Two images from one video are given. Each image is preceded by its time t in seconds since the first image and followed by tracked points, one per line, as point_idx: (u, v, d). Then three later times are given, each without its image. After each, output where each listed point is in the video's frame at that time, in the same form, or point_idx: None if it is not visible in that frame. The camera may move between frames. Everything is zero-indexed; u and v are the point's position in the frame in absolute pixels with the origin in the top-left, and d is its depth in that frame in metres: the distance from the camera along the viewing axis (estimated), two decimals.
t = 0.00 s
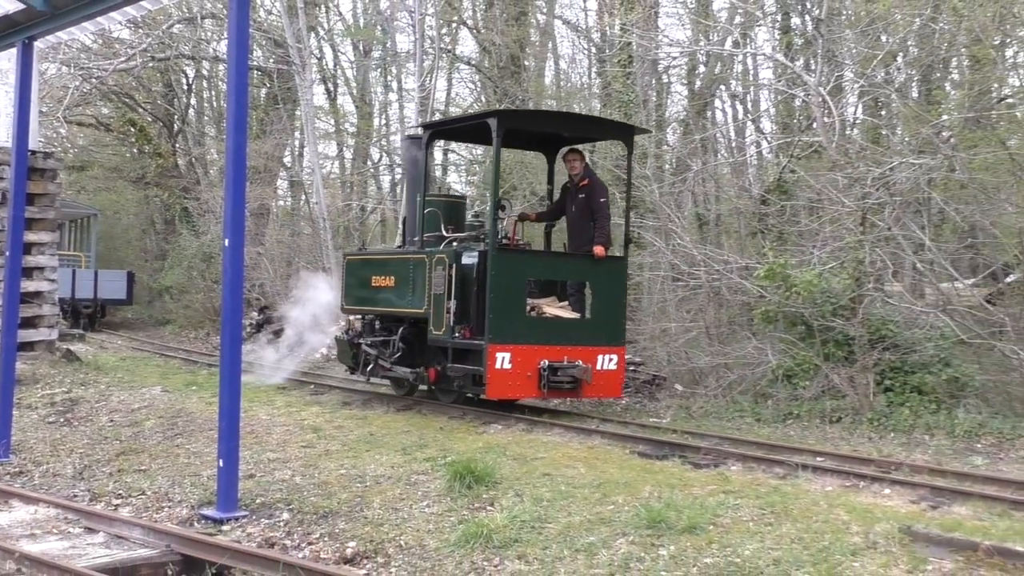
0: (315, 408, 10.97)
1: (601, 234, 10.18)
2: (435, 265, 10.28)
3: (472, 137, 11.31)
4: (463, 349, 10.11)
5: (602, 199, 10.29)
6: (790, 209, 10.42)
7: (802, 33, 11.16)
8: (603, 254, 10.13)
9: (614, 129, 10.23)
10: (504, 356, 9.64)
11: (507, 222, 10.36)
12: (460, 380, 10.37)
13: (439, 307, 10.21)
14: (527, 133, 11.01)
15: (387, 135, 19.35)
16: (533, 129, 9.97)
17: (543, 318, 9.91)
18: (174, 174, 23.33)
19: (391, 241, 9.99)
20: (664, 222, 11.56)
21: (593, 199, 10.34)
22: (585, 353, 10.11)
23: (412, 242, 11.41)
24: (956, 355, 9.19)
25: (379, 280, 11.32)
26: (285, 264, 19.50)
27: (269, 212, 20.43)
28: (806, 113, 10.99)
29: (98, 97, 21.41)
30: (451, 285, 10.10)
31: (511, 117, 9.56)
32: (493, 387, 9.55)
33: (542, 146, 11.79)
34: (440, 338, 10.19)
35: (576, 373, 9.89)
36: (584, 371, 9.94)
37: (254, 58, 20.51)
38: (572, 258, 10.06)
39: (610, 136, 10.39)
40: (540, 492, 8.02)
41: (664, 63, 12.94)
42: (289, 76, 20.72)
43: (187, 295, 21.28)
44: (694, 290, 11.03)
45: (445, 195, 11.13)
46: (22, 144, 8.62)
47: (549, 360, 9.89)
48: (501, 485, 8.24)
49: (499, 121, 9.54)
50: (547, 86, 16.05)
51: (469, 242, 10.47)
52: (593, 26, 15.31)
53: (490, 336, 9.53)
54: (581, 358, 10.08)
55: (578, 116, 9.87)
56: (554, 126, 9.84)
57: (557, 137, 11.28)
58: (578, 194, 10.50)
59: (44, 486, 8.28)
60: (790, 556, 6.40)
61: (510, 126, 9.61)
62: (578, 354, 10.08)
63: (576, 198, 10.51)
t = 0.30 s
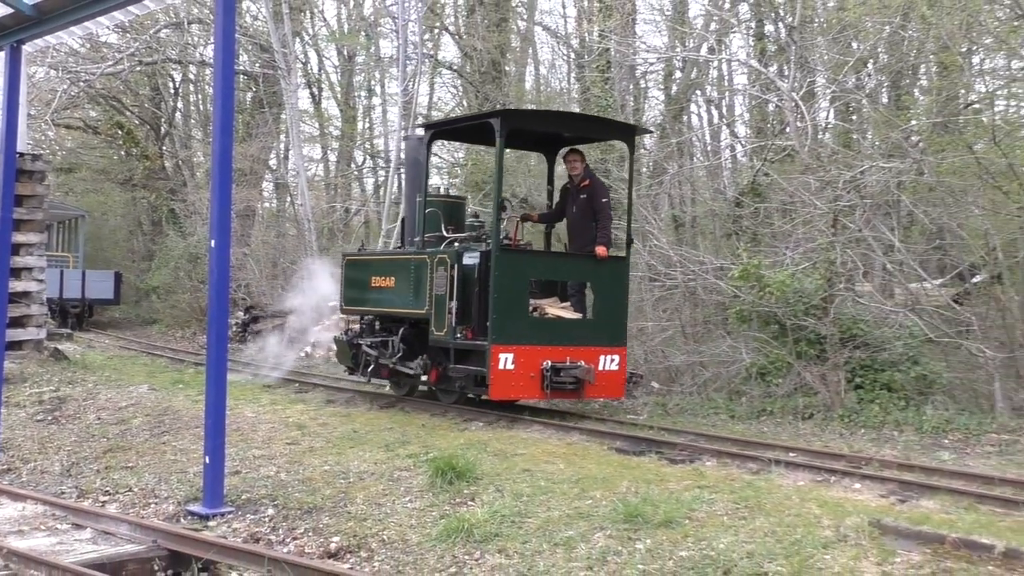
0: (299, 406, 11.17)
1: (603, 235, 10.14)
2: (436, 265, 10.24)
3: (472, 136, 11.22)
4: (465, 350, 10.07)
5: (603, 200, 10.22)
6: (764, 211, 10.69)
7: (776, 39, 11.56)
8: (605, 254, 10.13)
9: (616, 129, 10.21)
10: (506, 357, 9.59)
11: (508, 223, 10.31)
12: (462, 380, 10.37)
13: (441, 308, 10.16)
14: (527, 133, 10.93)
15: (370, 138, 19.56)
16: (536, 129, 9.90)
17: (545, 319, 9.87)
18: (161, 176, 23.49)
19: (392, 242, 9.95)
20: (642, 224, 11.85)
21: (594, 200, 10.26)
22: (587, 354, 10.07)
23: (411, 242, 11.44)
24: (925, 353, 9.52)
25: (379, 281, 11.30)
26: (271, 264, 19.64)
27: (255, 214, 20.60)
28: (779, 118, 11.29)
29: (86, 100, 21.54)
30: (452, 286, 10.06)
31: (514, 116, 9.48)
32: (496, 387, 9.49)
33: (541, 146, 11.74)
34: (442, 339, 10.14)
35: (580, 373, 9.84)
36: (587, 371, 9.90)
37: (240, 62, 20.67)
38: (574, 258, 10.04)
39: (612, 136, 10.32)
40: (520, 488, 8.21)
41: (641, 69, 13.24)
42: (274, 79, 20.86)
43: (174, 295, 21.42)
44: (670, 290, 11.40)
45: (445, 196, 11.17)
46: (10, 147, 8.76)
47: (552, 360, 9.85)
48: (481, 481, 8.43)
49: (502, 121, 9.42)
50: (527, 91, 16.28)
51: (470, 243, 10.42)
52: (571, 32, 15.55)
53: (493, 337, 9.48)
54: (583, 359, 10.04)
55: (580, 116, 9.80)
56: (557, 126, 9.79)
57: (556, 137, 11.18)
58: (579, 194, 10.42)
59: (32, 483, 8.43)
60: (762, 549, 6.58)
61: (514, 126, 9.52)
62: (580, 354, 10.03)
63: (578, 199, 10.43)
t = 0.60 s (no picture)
0: (283, 403, 11.39)
1: (601, 235, 10.19)
2: (436, 266, 10.31)
3: (468, 135, 11.22)
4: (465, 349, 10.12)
5: (599, 200, 10.27)
6: (736, 214, 11.06)
7: (746, 46, 11.98)
8: (605, 255, 10.19)
9: (615, 130, 10.28)
10: (508, 357, 9.62)
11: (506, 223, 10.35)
12: (461, 380, 10.48)
13: (441, 308, 10.21)
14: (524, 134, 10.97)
15: (351, 142, 19.80)
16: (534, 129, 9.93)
17: (546, 319, 9.91)
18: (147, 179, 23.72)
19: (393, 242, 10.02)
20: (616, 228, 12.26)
21: (590, 200, 10.30)
22: (586, 354, 10.13)
23: (409, 241, 11.55)
24: (891, 351, 9.91)
25: (377, 281, 11.36)
26: (255, 265, 19.82)
27: (239, 216, 20.79)
28: (749, 123, 11.62)
29: (72, 104, 21.68)
30: (452, 286, 10.11)
31: (514, 116, 9.51)
32: (497, 388, 9.54)
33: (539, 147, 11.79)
34: (442, 339, 10.19)
35: (580, 374, 9.89)
36: (587, 371, 9.95)
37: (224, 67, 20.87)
38: (573, 258, 10.07)
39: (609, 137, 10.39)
40: (499, 483, 8.42)
41: (616, 75, 13.55)
42: (258, 84, 21.01)
43: (159, 295, 21.61)
44: (644, 290, 11.77)
45: (443, 196, 11.22)
46: None
47: (553, 361, 9.90)
48: (461, 476, 8.65)
49: (504, 121, 9.47)
50: (506, 97, 16.58)
51: (469, 243, 10.47)
52: (548, 39, 15.89)
53: (495, 338, 9.51)
54: (583, 359, 10.10)
55: (578, 116, 9.85)
56: (557, 126, 9.84)
57: (554, 137, 11.20)
58: (575, 194, 10.46)
59: (18, 480, 8.59)
60: (735, 541, 6.77)
61: (515, 125, 9.56)
62: (580, 355, 10.09)
63: (574, 199, 10.46)
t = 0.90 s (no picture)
0: (270, 400, 11.60)
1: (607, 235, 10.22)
2: (441, 266, 10.35)
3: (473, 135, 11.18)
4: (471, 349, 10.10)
5: (606, 199, 10.28)
6: (713, 214, 11.37)
7: (724, 52, 12.35)
8: (611, 254, 10.24)
9: (620, 129, 10.22)
10: (515, 357, 9.62)
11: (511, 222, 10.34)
12: (466, 381, 10.49)
13: (446, 308, 10.24)
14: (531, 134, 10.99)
15: (339, 144, 20.07)
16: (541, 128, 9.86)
17: (553, 319, 9.89)
18: (137, 180, 23.99)
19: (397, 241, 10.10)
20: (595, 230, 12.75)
21: (597, 199, 10.32)
22: (593, 354, 10.13)
23: (411, 240, 11.71)
24: (863, 348, 10.28)
25: (381, 281, 11.40)
26: (244, 264, 20.05)
27: (228, 216, 20.99)
28: (727, 126, 11.93)
29: (62, 105, 21.87)
30: (458, 286, 10.15)
31: (521, 114, 9.41)
32: (505, 388, 9.53)
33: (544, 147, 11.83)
34: (447, 339, 10.20)
35: (587, 374, 9.89)
36: (594, 371, 9.95)
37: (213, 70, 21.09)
38: (579, 258, 10.02)
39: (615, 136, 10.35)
40: (483, 478, 8.63)
41: (597, 79, 13.85)
42: (247, 87, 21.24)
43: (148, 294, 21.84)
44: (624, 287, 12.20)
45: (447, 195, 11.20)
46: None
47: (559, 361, 9.89)
48: (445, 471, 8.86)
49: (512, 120, 9.39)
50: (490, 101, 16.90)
51: (474, 242, 10.47)
52: (531, 44, 16.33)
53: (503, 338, 9.50)
54: (590, 358, 10.10)
55: (585, 115, 9.77)
56: (565, 126, 9.78)
57: (558, 136, 11.23)
58: (582, 194, 10.46)
59: (10, 475, 8.75)
60: (712, 534, 6.95)
61: (521, 124, 9.48)
62: (587, 354, 10.09)
63: (581, 199, 10.48)
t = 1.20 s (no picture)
0: (260, 397, 11.82)
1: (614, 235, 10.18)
2: (448, 266, 10.26)
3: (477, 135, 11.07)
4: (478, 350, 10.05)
5: (612, 200, 10.22)
6: (692, 215, 11.80)
7: (703, 58, 12.73)
8: (617, 254, 10.16)
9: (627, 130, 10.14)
10: (523, 357, 9.57)
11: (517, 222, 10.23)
12: (473, 381, 10.47)
13: (453, 309, 10.16)
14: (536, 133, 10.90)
15: (327, 147, 20.33)
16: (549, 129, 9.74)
17: (560, 319, 9.84)
18: (129, 181, 24.27)
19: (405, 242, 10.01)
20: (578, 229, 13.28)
21: (603, 199, 10.27)
22: (601, 354, 10.09)
23: (415, 239, 11.60)
24: (837, 346, 10.65)
25: (386, 281, 11.29)
26: (233, 264, 20.23)
27: (218, 217, 21.17)
28: (706, 130, 12.26)
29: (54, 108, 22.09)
30: (465, 286, 10.05)
31: (530, 115, 9.26)
32: (513, 389, 9.47)
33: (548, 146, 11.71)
34: (454, 339, 10.12)
35: (595, 374, 9.84)
36: (602, 371, 9.91)
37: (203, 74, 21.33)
38: (586, 257, 9.99)
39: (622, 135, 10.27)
40: (468, 473, 8.84)
41: (580, 84, 14.24)
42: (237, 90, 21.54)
43: (140, 293, 22.12)
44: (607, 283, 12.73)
45: (452, 195, 11.22)
46: None
47: (567, 361, 9.84)
48: (431, 466, 9.07)
49: (520, 119, 9.24)
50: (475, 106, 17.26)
51: (480, 242, 10.40)
52: (514, 50, 16.86)
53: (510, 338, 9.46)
54: (598, 359, 10.06)
55: (594, 115, 9.67)
56: (571, 126, 9.68)
57: (561, 136, 11.10)
58: (588, 194, 10.41)
59: (4, 472, 8.92)
60: (691, 527, 7.09)
61: (530, 125, 9.34)
62: (595, 355, 10.05)
63: (587, 199, 10.42)
